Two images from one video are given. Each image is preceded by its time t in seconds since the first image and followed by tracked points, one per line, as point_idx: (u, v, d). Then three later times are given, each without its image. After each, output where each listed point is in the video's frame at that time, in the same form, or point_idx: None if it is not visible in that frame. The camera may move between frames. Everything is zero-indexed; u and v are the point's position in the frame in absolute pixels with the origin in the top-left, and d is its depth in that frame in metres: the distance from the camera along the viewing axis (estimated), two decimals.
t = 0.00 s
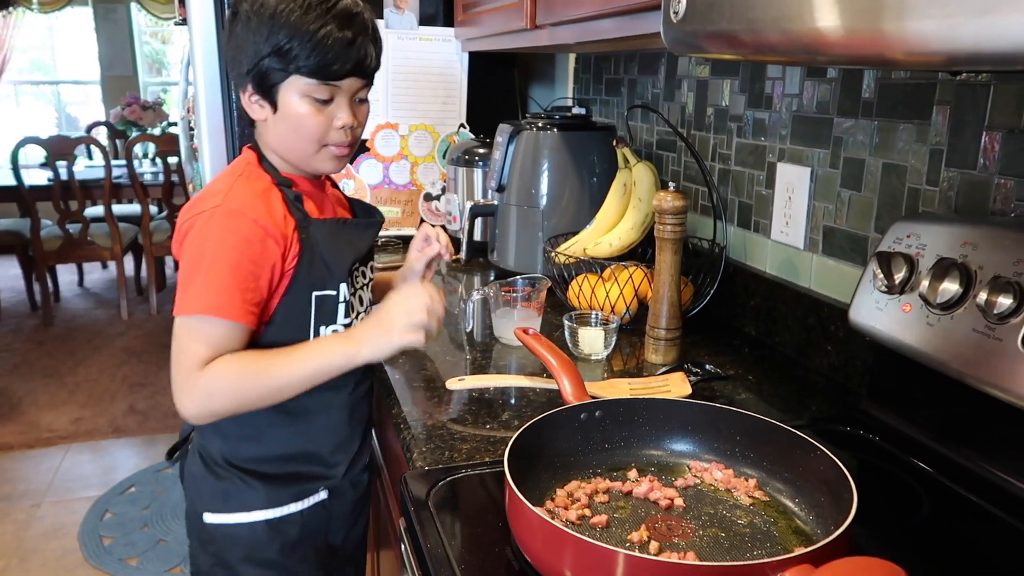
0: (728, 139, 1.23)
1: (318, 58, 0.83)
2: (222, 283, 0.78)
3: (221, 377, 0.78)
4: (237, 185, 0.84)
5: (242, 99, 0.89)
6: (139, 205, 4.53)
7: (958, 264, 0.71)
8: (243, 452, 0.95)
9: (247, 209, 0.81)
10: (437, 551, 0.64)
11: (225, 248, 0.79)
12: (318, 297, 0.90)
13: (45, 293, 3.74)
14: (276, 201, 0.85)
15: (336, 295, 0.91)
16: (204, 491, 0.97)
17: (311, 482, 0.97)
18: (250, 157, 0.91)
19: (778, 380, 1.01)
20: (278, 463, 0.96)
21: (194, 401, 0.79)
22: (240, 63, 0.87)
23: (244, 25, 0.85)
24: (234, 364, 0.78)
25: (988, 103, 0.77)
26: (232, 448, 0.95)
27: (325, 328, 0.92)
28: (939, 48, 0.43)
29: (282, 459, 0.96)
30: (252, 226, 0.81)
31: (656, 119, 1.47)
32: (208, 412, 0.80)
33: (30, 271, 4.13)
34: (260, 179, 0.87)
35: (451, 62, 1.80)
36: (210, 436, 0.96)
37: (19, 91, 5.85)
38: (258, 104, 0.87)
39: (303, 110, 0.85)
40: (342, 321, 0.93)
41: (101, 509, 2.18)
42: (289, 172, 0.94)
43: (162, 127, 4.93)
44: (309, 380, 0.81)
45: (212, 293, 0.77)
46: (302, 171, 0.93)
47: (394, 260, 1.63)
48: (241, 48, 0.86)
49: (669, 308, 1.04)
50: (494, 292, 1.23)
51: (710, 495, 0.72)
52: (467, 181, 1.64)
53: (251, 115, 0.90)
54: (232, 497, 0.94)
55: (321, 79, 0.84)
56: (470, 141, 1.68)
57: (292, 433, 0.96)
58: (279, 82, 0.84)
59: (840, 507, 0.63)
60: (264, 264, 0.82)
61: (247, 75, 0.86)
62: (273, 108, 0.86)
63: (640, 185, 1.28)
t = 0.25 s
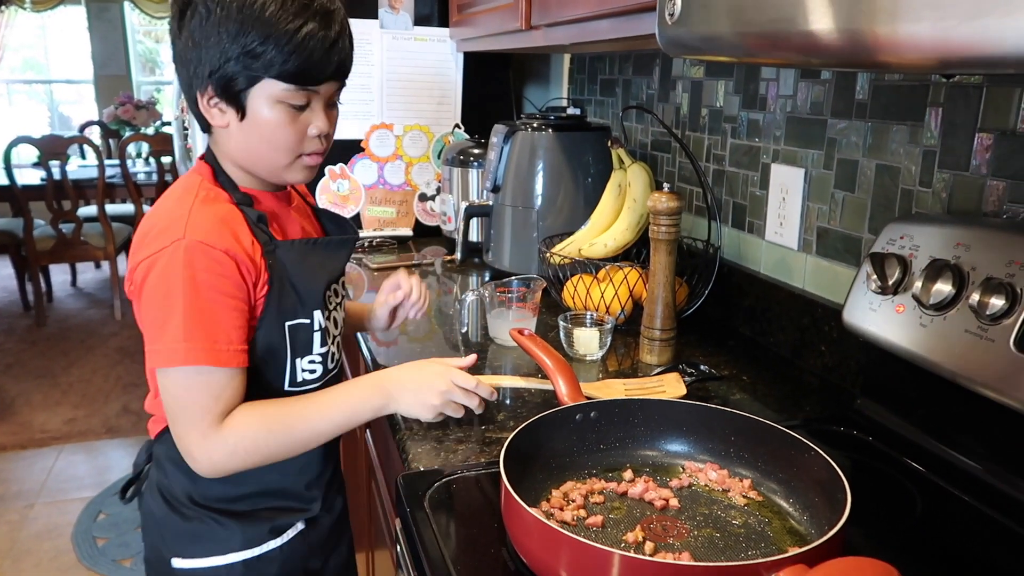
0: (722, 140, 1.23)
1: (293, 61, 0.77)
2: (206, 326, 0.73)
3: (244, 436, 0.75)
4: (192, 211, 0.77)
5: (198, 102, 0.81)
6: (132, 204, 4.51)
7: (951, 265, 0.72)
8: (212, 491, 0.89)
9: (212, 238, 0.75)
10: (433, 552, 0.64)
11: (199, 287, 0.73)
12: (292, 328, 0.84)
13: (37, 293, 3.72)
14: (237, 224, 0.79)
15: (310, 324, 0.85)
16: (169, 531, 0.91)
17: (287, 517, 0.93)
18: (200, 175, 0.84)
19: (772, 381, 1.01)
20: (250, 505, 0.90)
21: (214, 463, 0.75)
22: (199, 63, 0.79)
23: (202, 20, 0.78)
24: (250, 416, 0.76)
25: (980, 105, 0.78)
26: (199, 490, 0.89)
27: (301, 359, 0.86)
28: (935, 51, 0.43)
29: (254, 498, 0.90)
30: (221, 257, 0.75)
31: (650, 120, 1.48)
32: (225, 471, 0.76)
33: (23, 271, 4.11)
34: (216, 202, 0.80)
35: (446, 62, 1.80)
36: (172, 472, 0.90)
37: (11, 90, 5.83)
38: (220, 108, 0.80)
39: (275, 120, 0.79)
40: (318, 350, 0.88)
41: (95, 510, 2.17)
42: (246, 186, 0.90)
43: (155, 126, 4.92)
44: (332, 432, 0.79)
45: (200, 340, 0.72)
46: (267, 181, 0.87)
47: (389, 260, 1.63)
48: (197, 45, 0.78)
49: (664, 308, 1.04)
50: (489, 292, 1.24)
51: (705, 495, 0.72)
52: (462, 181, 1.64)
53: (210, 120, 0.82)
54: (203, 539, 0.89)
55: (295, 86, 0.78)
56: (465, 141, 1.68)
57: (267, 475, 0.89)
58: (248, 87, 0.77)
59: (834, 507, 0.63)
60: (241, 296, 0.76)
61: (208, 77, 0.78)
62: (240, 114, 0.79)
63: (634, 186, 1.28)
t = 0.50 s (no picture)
0: (717, 142, 1.24)
1: (284, 66, 0.77)
2: (204, 334, 0.73)
3: (259, 441, 0.77)
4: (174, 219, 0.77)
5: (182, 105, 0.81)
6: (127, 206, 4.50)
7: (945, 267, 0.72)
8: (200, 493, 0.89)
9: (200, 245, 0.75)
10: (430, 555, 0.64)
11: (192, 296, 0.73)
12: (282, 330, 0.84)
13: (32, 295, 3.71)
14: (219, 227, 0.79)
15: (300, 326, 0.86)
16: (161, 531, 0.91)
17: (277, 520, 0.92)
18: (181, 179, 0.84)
19: (767, 382, 1.01)
20: (238, 506, 0.90)
21: (231, 469, 0.77)
22: (184, 67, 0.78)
23: (186, 22, 0.77)
24: (261, 420, 0.77)
25: (973, 108, 0.78)
26: (188, 491, 0.89)
27: (291, 361, 0.87)
28: (926, 57, 0.44)
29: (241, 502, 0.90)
30: (211, 263, 0.75)
31: (645, 122, 1.48)
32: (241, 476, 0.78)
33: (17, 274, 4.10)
34: (198, 207, 0.80)
35: (442, 64, 1.81)
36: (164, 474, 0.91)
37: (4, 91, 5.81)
38: (206, 112, 0.80)
39: (265, 123, 0.79)
40: (308, 353, 0.88)
41: (90, 513, 2.17)
42: (229, 187, 0.90)
43: (150, 128, 4.91)
44: (343, 432, 0.81)
45: (202, 348, 0.73)
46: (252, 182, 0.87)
47: (385, 263, 1.63)
48: (181, 47, 0.78)
49: (659, 309, 1.05)
50: (485, 295, 1.24)
51: (701, 497, 0.72)
52: (457, 184, 1.64)
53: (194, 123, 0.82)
54: (191, 540, 0.89)
55: (285, 90, 0.79)
56: (461, 143, 1.68)
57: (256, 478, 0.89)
58: (237, 92, 0.77)
59: (829, 508, 0.64)
60: (234, 299, 0.77)
61: (194, 82, 0.78)
62: (228, 119, 0.79)
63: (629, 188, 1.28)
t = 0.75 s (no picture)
0: (716, 144, 1.24)
1: (298, 72, 0.77)
2: (210, 331, 0.74)
3: (263, 433, 0.77)
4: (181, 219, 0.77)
5: (201, 107, 0.81)
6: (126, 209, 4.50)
7: (944, 268, 0.72)
8: (183, 484, 0.92)
9: (205, 244, 0.75)
10: (430, 556, 0.64)
11: (197, 294, 0.73)
12: (273, 335, 0.84)
13: (30, 298, 3.70)
14: (226, 227, 0.79)
15: (293, 332, 0.86)
16: (145, 519, 0.94)
17: (257, 513, 0.95)
18: (195, 182, 0.85)
19: (766, 383, 1.01)
20: (218, 498, 0.93)
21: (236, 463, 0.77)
22: (202, 70, 0.78)
23: (206, 25, 0.77)
24: (266, 413, 0.77)
25: (972, 109, 0.78)
26: (171, 480, 0.92)
27: (279, 364, 0.87)
28: (925, 58, 0.44)
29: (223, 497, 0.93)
30: (216, 262, 0.75)
31: (644, 124, 1.48)
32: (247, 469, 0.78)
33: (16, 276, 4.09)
34: (209, 209, 0.80)
35: (441, 66, 1.81)
36: (152, 462, 0.93)
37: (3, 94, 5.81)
38: (223, 115, 0.80)
39: (279, 126, 0.79)
40: (298, 358, 0.88)
41: (88, 516, 2.16)
42: (244, 193, 0.90)
43: (148, 130, 4.90)
44: (346, 427, 0.81)
45: (207, 344, 0.73)
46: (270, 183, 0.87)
47: (383, 265, 1.63)
48: (201, 50, 0.78)
49: (659, 311, 1.05)
50: (484, 297, 1.24)
51: (701, 498, 0.72)
52: (456, 186, 1.64)
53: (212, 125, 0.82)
54: (173, 528, 0.92)
55: (299, 94, 0.79)
56: (460, 145, 1.68)
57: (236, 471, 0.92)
58: (252, 95, 0.78)
59: (829, 508, 0.64)
60: (239, 297, 0.77)
61: (211, 85, 0.78)
62: (244, 122, 0.79)
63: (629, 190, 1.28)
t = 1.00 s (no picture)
0: (715, 145, 1.24)
1: (296, 76, 0.78)
2: (203, 326, 0.74)
3: (246, 429, 0.77)
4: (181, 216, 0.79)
5: (203, 108, 0.82)
6: (125, 211, 4.50)
7: (942, 269, 0.73)
8: (180, 481, 0.92)
9: (203, 242, 0.77)
10: (431, 556, 0.64)
11: (193, 290, 0.74)
12: (268, 333, 0.85)
13: (29, 300, 3.70)
14: (225, 227, 0.80)
15: (289, 330, 0.86)
16: (143, 516, 0.94)
17: (254, 509, 0.95)
18: (196, 181, 0.86)
19: (765, 384, 1.02)
20: (214, 495, 0.93)
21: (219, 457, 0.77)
22: (204, 72, 0.79)
23: (210, 29, 0.78)
24: (251, 410, 0.78)
25: (969, 110, 0.79)
26: (168, 478, 0.92)
27: (274, 362, 0.87)
28: (924, 59, 0.44)
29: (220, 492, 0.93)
30: (213, 260, 0.76)
31: (643, 125, 1.49)
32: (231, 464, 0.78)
33: (15, 279, 4.09)
34: (208, 208, 0.82)
35: (440, 68, 1.81)
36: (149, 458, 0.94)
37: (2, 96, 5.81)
38: (223, 116, 0.81)
39: (278, 128, 0.80)
40: (293, 356, 0.89)
41: (88, 517, 2.16)
42: (242, 194, 0.90)
43: (147, 132, 4.90)
44: (330, 425, 0.81)
45: (198, 339, 0.74)
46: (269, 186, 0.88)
47: (383, 266, 1.63)
48: (203, 52, 0.79)
49: (658, 312, 1.05)
50: (484, 298, 1.24)
51: (700, 499, 0.72)
52: (456, 188, 1.64)
53: (213, 127, 0.83)
54: (170, 524, 0.92)
55: (299, 98, 0.79)
56: (459, 147, 1.68)
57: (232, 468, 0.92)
58: (252, 97, 0.78)
59: (828, 508, 0.64)
60: (234, 296, 0.78)
61: (212, 87, 0.79)
62: (244, 124, 0.80)
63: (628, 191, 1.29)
